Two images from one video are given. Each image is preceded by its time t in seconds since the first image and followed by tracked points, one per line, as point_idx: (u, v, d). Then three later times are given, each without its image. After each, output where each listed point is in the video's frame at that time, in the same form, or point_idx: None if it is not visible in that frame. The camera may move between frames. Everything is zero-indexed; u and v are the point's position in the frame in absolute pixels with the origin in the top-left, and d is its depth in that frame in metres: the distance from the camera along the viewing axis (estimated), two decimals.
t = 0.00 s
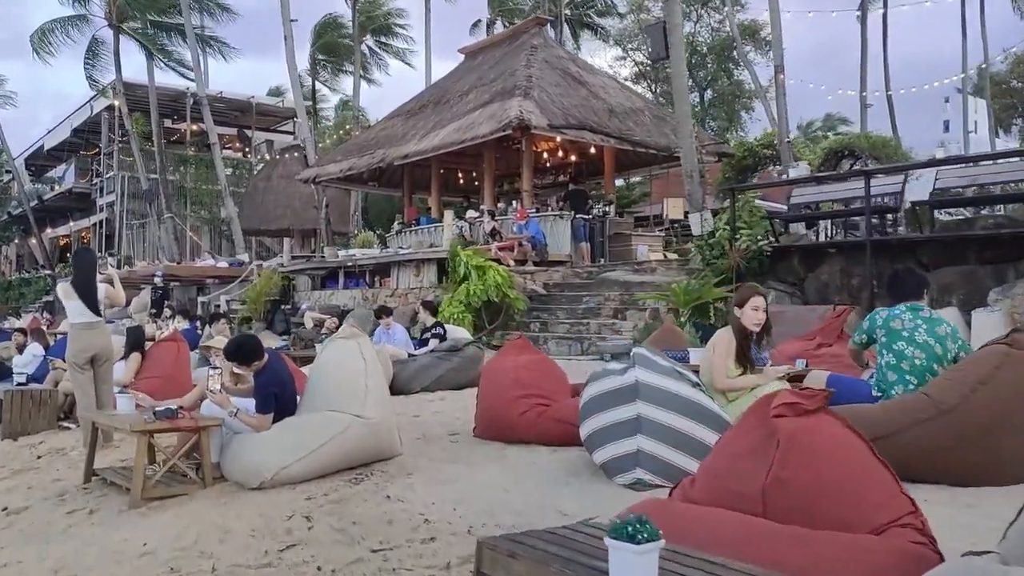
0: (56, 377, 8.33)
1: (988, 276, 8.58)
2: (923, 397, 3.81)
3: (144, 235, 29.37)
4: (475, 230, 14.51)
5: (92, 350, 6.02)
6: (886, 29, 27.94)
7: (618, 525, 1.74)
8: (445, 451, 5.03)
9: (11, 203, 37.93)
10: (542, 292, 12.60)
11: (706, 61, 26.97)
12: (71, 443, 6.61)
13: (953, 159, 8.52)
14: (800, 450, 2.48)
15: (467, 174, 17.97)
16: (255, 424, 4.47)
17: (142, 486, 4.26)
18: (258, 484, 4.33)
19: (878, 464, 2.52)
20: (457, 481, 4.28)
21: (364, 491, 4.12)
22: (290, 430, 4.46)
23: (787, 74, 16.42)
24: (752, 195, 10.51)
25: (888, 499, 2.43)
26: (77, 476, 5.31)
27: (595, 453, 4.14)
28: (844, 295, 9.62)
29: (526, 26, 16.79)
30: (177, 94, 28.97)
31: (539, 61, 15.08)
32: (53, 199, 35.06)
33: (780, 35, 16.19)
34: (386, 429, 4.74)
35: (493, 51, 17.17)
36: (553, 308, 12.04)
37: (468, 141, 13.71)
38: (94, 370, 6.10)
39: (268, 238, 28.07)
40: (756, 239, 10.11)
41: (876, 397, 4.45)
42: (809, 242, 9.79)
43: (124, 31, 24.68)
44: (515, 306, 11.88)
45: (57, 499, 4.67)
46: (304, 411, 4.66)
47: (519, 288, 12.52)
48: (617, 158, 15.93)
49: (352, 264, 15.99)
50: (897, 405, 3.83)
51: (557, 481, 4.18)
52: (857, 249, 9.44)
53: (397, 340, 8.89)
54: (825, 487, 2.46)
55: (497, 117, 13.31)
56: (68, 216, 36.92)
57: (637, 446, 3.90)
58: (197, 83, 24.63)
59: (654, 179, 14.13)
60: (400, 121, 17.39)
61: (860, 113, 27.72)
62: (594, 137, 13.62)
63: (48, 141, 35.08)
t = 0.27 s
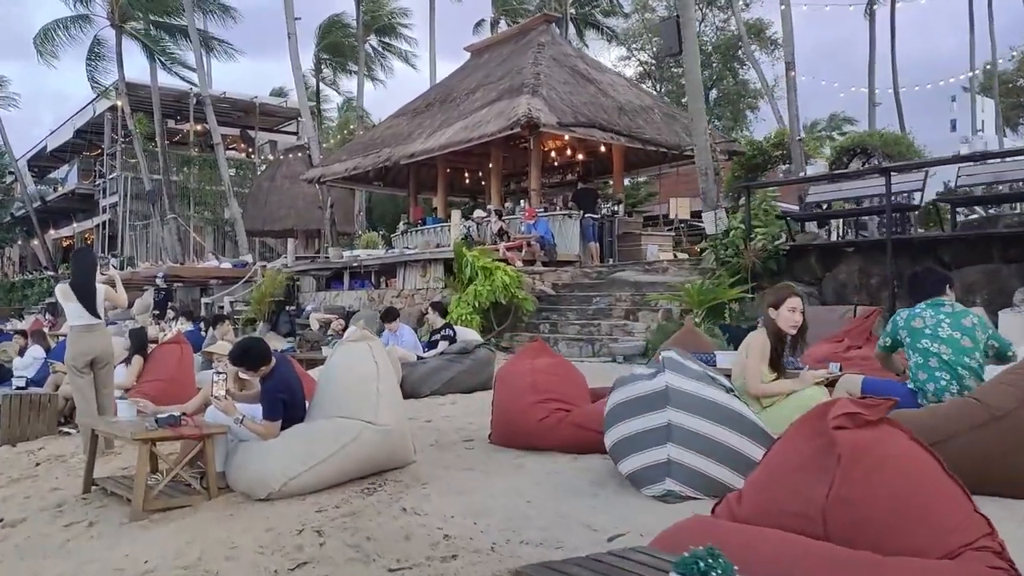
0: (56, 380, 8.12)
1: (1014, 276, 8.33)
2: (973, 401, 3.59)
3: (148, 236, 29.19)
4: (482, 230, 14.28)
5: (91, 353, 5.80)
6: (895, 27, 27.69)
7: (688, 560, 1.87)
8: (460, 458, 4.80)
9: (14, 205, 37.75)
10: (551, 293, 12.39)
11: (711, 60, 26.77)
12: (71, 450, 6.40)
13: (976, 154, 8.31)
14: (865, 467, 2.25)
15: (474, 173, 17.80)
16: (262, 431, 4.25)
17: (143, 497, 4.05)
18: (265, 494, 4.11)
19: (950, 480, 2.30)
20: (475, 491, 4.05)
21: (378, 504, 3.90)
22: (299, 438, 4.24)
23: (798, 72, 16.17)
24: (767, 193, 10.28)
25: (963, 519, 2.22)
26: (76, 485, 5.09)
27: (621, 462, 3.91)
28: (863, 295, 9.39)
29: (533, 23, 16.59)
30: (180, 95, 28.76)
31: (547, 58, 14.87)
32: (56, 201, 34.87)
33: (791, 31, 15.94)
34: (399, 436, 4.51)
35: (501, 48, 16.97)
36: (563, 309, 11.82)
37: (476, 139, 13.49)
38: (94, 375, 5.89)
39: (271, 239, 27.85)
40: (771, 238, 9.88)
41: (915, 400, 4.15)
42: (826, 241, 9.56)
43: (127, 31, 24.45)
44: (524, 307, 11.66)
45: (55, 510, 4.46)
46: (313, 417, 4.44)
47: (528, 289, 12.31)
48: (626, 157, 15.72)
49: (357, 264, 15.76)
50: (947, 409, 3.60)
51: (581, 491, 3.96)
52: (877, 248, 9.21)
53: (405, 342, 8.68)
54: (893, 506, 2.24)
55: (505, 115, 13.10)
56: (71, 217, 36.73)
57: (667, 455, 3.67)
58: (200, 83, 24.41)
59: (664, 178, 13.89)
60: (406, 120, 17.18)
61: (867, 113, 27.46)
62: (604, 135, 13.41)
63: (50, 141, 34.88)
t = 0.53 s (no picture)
0: (49, 380, 7.88)
1: None
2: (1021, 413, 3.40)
3: (143, 233, 28.89)
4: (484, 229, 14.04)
5: (85, 354, 5.58)
6: (896, 29, 27.55)
7: None
8: (471, 467, 4.59)
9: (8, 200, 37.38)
10: (554, 294, 12.20)
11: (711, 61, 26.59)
12: (64, 453, 6.17)
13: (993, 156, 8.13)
14: (937, 488, 2.05)
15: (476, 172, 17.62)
16: (266, 438, 4.04)
17: (141, 508, 3.84)
18: (270, 505, 3.91)
19: None
20: (490, 503, 3.85)
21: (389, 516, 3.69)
22: (305, 446, 4.04)
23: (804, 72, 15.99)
24: (778, 194, 10.10)
25: None
26: (68, 491, 4.87)
27: (645, 474, 3.72)
28: (875, 299, 9.20)
29: (536, 21, 16.38)
30: (177, 90, 28.46)
31: (552, 56, 14.66)
32: (50, 196, 34.53)
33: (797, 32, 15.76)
34: (409, 444, 4.31)
35: (503, 45, 16.75)
36: (567, 311, 11.61)
37: (479, 137, 13.27)
38: (87, 375, 5.66)
39: (268, 237, 27.60)
40: (782, 240, 9.69)
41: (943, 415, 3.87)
42: (838, 244, 9.37)
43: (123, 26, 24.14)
44: (528, 308, 11.47)
45: (47, 519, 4.24)
46: (320, 424, 4.24)
47: (532, 290, 12.12)
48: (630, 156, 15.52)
49: (357, 263, 15.53)
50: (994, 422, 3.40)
51: (602, 505, 3.75)
52: (890, 251, 9.03)
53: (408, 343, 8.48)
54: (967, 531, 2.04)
55: (509, 113, 12.89)
56: (65, 213, 36.39)
57: (697, 469, 3.48)
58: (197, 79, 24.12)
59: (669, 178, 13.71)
60: (406, 118, 16.95)
61: (868, 115, 27.29)
62: (609, 134, 13.20)
63: (45, 137, 34.54)
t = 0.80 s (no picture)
0: (48, 391, 7.68)
1: None
2: None
3: (141, 240, 28.69)
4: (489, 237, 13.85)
5: (86, 366, 5.38)
6: (896, 37, 27.52)
7: None
8: (488, 486, 4.41)
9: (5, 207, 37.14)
10: (560, 303, 12.04)
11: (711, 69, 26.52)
12: (64, 468, 5.97)
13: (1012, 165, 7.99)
14: None
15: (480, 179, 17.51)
16: (277, 458, 3.85)
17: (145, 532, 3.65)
18: (281, 529, 3.74)
19: None
20: (513, 528, 3.66)
21: (408, 543, 3.51)
22: (318, 466, 3.85)
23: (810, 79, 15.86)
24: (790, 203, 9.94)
25: None
26: (68, 510, 4.68)
27: (676, 497, 3.54)
28: (890, 309, 9.04)
29: (540, 27, 16.26)
30: (176, 97, 28.30)
31: (556, 62, 14.52)
32: (48, 203, 34.32)
33: (803, 39, 15.64)
34: (426, 464, 4.13)
35: (507, 52, 16.64)
36: (574, 320, 11.45)
37: (483, 144, 13.10)
38: (87, 389, 5.47)
39: (267, 244, 27.42)
40: (794, 250, 9.53)
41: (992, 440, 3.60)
42: (851, 253, 9.22)
43: (123, 31, 23.96)
44: (534, 317, 11.30)
45: (47, 541, 4.05)
46: (331, 443, 4.06)
47: (538, 299, 11.96)
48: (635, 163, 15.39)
49: (359, 271, 15.34)
50: None
51: (631, 528, 3.57)
52: (905, 260, 8.87)
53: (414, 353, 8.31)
54: None
55: (514, 119, 12.75)
56: (63, 220, 36.18)
57: (733, 492, 3.29)
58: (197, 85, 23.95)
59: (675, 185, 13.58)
60: (409, 125, 16.80)
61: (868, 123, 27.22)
62: (615, 141, 13.05)
63: (43, 143, 34.34)
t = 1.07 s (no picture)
0: (46, 392, 7.48)
1: None
2: None
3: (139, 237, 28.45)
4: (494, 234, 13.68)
5: (86, 367, 5.17)
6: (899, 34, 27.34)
7: None
8: (508, 493, 4.23)
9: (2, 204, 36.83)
10: (567, 302, 11.86)
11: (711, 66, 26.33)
12: (63, 473, 5.78)
13: None
14: None
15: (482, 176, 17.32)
16: (289, 466, 3.66)
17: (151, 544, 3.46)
18: (294, 540, 3.55)
19: None
20: (539, 540, 3.48)
21: (429, 558, 3.32)
22: (331, 474, 3.67)
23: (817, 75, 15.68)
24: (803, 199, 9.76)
25: None
26: (68, 518, 4.48)
27: (710, 508, 3.36)
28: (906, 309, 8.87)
29: (544, 22, 16.04)
30: (174, 93, 28.03)
31: (561, 57, 14.33)
32: (45, 200, 34.02)
33: (810, 35, 15.47)
34: (444, 472, 3.95)
35: (510, 47, 16.43)
36: (581, 319, 11.28)
37: (488, 140, 12.90)
38: (88, 390, 5.26)
39: (266, 242, 27.19)
40: (807, 247, 9.35)
41: None
42: (866, 251, 9.05)
43: (120, 26, 23.68)
44: (541, 316, 11.11)
45: (47, 552, 3.85)
46: (345, 450, 3.88)
47: (544, 297, 11.78)
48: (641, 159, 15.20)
49: (362, 269, 15.14)
50: None
51: (663, 540, 3.39)
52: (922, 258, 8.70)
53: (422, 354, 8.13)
54: None
55: (520, 115, 12.54)
56: (60, 217, 35.88)
57: (775, 503, 3.11)
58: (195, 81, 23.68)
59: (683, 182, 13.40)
60: (410, 121, 16.59)
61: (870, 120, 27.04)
62: (622, 137, 12.85)
63: (40, 139, 34.04)
